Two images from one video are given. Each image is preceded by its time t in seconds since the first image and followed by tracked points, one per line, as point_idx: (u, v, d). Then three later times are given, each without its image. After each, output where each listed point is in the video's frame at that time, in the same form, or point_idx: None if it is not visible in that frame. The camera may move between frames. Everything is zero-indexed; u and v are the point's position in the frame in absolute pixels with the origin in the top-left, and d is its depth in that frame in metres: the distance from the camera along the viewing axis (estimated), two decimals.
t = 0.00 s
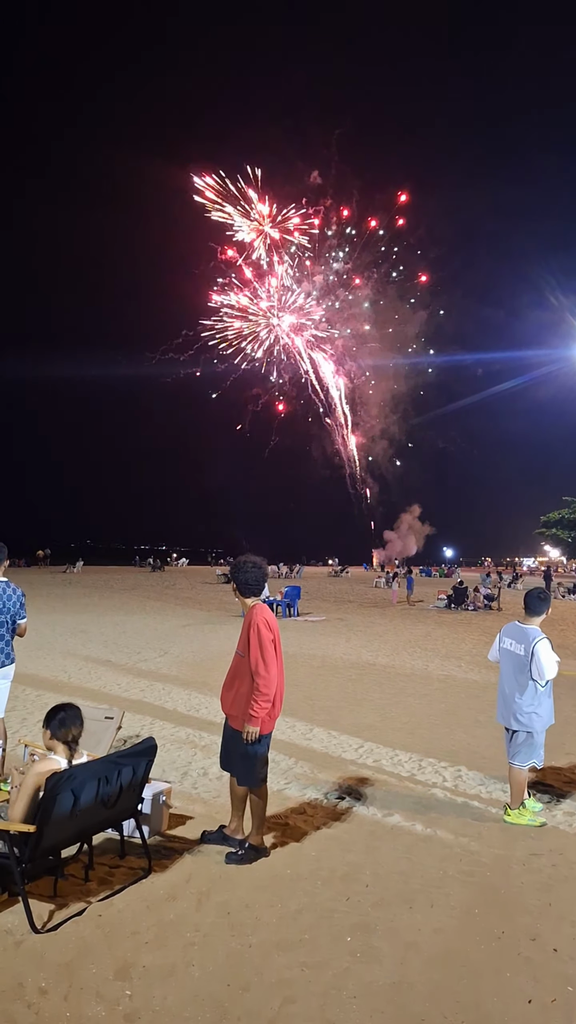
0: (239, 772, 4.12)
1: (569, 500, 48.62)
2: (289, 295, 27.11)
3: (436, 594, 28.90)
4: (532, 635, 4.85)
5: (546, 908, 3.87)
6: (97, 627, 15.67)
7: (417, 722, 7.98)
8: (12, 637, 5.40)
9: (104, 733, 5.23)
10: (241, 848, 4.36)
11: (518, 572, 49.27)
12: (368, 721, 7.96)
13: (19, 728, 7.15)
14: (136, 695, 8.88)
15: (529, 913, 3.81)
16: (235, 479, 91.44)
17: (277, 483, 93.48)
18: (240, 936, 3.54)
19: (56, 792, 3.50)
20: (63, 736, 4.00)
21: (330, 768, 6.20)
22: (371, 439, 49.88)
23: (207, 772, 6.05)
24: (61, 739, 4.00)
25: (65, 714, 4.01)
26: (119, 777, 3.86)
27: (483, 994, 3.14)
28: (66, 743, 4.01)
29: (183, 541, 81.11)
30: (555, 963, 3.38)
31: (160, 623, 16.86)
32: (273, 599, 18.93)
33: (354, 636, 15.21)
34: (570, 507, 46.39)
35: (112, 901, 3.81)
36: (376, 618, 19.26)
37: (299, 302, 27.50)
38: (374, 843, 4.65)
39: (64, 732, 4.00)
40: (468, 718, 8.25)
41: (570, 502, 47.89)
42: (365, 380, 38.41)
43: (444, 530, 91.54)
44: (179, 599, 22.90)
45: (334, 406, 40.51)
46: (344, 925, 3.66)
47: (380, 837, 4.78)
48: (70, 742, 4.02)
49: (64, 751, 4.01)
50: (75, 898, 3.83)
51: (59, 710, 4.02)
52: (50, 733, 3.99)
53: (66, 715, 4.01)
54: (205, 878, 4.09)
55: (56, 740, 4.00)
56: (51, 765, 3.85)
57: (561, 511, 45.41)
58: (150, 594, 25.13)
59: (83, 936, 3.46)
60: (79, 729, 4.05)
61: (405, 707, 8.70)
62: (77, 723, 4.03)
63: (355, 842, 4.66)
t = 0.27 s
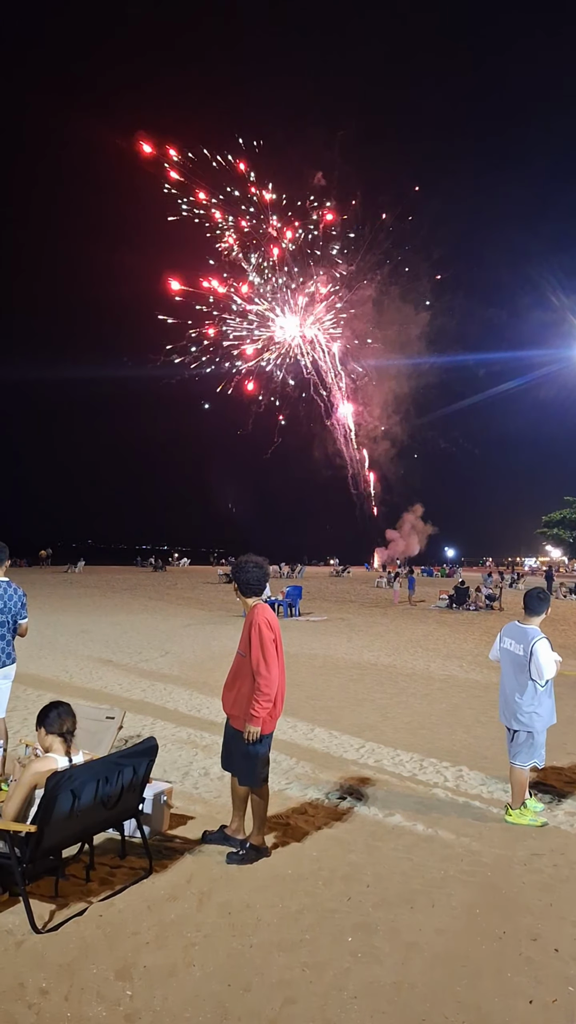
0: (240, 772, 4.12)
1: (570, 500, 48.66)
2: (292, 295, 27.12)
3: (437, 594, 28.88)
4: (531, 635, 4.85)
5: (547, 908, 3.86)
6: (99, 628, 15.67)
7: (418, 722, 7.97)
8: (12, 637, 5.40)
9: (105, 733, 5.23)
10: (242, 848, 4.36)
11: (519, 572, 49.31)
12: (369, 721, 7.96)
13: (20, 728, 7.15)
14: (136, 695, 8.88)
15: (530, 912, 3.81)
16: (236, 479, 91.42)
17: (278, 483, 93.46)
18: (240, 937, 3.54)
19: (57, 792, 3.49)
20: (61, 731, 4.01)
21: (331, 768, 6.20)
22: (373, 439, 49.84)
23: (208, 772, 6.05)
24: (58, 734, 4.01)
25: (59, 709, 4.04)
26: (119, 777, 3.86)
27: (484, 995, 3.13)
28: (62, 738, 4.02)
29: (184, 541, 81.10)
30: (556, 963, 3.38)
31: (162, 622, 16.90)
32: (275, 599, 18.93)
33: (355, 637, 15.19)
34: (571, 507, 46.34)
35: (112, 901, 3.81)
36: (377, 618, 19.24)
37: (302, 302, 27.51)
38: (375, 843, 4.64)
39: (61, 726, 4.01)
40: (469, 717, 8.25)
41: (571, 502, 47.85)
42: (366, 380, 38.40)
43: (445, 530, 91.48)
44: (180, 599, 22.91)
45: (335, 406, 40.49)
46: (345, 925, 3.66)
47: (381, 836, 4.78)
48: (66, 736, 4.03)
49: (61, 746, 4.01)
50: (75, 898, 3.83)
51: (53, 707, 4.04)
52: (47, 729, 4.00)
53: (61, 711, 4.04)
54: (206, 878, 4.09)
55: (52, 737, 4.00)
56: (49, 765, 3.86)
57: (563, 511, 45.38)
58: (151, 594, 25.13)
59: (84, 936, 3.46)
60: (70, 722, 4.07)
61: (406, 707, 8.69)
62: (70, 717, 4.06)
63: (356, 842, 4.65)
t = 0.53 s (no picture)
0: (240, 771, 4.11)
1: (571, 499, 48.67)
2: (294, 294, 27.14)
3: (438, 593, 28.88)
4: (530, 634, 4.84)
5: (547, 907, 3.86)
6: (99, 627, 15.67)
7: (418, 721, 7.97)
8: (12, 636, 5.40)
9: (105, 732, 5.23)
10: (242, 847, 4.36)
11: (519, 571, 49.35)
12: (369, 720, 7.96)
13: (20, 727, 7.15)
14: (136, 695, 8.88)
15: (530, 912, 3.80)
16: (237, 478, 91.42)
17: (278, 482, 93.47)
18: (240, 936, 3.53)
19: (56, 791, 3.49)
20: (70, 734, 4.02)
21: (331, 767, 6.20)
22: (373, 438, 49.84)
23: (208, 771, 6.04)
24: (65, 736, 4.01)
25: (62, 710, 4.03)
26: (119, 777, 3.86)
27: (485, 994, 3.13)
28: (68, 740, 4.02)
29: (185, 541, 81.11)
30: (556, 962, 3.38)
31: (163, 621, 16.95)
32: (275, 598, 18.93)
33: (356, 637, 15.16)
34: (571, 506, 46.33)
35: (112, 900, 3.80)
36: (377, 617, 19.25)
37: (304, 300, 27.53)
38: (375, 842, 4.64)
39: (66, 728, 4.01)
40: (469, 717, 8.25)
41: (572, 501, 47.85)
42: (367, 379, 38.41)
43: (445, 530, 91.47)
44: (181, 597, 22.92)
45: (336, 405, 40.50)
46: (346, 924, 3.66)
47: (381, 836, 4.78)
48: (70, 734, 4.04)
49: (67, 746, 4.02)
50: (76, 897, 3.82)
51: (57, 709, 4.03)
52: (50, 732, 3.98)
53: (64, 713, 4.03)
54: (207, 877, 4.09)
55: (56, 740, 3.99)
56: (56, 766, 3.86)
57: (563, 511, 45.38)
58: (151, 593, 25.12)
59: (83, 935, 3.46)
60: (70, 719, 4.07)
61: (406, 706, 8.69)
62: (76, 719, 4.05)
63: (356, 841, 4.65)
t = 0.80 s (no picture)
0: (239, 769, 4.12)
1: (569, 498, 48.68)
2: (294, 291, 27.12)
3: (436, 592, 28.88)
4: (530, 633, 4.85)
5: (545, 906, 3.86)
6: (97, 625, 15.66)
7: (417, 720, 7.98)
8: (12, 634, 5.40)
9: (104, 730, 5.23)
10: (240, 846, 4.36)
11: (517, 570, 49.35)
12: (367, 719, 7.95)
13: (18, 725, 7.15)
14: (135, 693, 8.88)
15: (529, 911, 3.81)
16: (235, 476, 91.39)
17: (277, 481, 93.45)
18: (239, 934, 3.54)
19: (56, 789, 3.50)
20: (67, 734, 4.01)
21: (329, 766, 6.21)
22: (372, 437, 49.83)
23: (206, 770, 6.04)
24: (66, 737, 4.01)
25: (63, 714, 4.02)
26: (118, 775, 3.86)
27: (483, 994, 3.13)
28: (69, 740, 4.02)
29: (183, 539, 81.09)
30: (554, 961, 3.38)
31: (161, 619, 16.94)
32: (273, 596, 18.92)
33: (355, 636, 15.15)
34: (570, 506, 46.32)
35: (111, 899, 3.80)
36: (376, 616, 19.25)
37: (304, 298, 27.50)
38: (374, 841, 4.64)
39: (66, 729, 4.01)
40: (468, 716, 8.25)
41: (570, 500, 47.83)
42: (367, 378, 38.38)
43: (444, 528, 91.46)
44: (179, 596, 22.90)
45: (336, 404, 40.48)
46: (344, 923, 3.66)
47: (379, 834, 4.78)
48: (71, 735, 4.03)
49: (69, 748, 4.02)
50: (74, 895, 3.83)
51: (60, 710, 4.03)
52: (51, 735, 3.98)
53: (69, 715, 4.03)
54: (205, 876, 4.09)
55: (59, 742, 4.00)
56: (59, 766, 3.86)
57: (562, 510, 45.39)
58: (150, 591, 25.11)
59: (82, 933, 3.47)
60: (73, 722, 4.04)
61: (405, 706, 8.69)
62: (79, 724, 4.04)
63: (355, 840, 4.66)
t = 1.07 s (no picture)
0: (238, 768, 4.11)
1: (568, 498, 48.71)
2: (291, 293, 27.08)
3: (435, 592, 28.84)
4: (529, 633, 4.84)
5: (545, 907, 3.86)
6: (96, 624, 15.65)
7: (415, 720, 7.97)
8: (10, 633, 5.38)
9: (102, 729, 5.22)
10: (239, 845, 4.35)
11: (515, 570, 49.39)
12: (366, 719, 7.94)
13: (16, 725, 7.13)
14: (133, 692, 8.86)
15: (528, 911, 3.80)
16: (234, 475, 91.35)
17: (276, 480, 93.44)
18: (238, 934, 3.53)
19: (55, 787, 3.49)
20: (60, 740, 3.99)
21: (328, 766, 6.19)
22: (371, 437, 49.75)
23: (205, 770, 6.03)
24: (60, 743, 3.98)
25: (57, 719, 3.98)
26: (117, 775, 3.85)
27: (482, 994, 3.12)
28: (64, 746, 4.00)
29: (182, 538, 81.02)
30: (554, 962, 3.37)
31: (160, 619, 16.91)
32: (272, 596, 18.90)
33: (353, 635, 15.13)
34: (569, 505, 46.30)
35: (109, 899, 3.79)
36: (374, 616, 19.22)
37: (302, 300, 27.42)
38: (373, 841, 4.64)
39: (60, 735, 3.98)
40: (467, 716, 8.23)
41: (569, 500, 47.81)
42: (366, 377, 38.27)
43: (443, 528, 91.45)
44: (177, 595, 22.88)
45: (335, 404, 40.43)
46: (343, 923, 3.65)
47: (378, 834, 4.77)
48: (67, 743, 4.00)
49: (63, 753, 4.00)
50: (72, 895, 3.81)
51: (56, 710, 4.02)
52: (48, 737, 3.98)
53: (65, 715, 4.00)
54: (204, 876, 4.08)
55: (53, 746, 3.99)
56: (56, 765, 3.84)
57: (561, 510, 45.37)
58: (147, 591, 25.05)
59: (80, 934, 3.45)
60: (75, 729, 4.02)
61: (404, 706, 8.66)
62: (76, 725, 4.01)
63: (353, 840, 4.65)
